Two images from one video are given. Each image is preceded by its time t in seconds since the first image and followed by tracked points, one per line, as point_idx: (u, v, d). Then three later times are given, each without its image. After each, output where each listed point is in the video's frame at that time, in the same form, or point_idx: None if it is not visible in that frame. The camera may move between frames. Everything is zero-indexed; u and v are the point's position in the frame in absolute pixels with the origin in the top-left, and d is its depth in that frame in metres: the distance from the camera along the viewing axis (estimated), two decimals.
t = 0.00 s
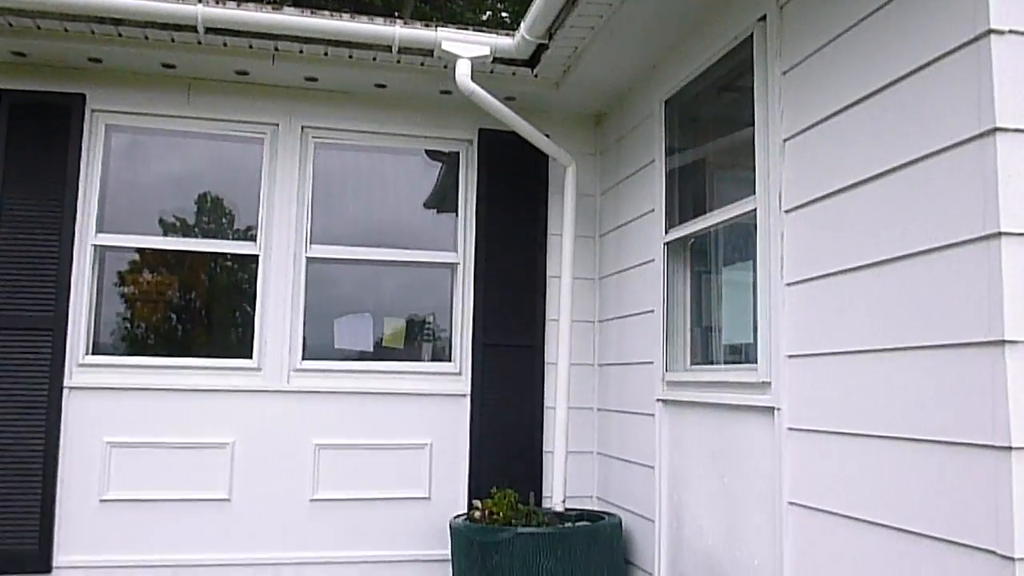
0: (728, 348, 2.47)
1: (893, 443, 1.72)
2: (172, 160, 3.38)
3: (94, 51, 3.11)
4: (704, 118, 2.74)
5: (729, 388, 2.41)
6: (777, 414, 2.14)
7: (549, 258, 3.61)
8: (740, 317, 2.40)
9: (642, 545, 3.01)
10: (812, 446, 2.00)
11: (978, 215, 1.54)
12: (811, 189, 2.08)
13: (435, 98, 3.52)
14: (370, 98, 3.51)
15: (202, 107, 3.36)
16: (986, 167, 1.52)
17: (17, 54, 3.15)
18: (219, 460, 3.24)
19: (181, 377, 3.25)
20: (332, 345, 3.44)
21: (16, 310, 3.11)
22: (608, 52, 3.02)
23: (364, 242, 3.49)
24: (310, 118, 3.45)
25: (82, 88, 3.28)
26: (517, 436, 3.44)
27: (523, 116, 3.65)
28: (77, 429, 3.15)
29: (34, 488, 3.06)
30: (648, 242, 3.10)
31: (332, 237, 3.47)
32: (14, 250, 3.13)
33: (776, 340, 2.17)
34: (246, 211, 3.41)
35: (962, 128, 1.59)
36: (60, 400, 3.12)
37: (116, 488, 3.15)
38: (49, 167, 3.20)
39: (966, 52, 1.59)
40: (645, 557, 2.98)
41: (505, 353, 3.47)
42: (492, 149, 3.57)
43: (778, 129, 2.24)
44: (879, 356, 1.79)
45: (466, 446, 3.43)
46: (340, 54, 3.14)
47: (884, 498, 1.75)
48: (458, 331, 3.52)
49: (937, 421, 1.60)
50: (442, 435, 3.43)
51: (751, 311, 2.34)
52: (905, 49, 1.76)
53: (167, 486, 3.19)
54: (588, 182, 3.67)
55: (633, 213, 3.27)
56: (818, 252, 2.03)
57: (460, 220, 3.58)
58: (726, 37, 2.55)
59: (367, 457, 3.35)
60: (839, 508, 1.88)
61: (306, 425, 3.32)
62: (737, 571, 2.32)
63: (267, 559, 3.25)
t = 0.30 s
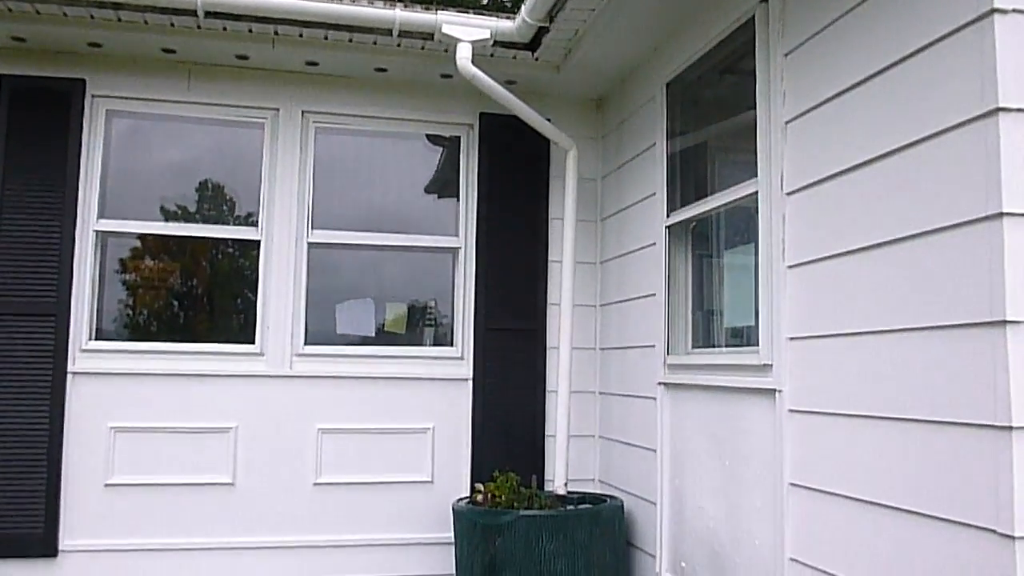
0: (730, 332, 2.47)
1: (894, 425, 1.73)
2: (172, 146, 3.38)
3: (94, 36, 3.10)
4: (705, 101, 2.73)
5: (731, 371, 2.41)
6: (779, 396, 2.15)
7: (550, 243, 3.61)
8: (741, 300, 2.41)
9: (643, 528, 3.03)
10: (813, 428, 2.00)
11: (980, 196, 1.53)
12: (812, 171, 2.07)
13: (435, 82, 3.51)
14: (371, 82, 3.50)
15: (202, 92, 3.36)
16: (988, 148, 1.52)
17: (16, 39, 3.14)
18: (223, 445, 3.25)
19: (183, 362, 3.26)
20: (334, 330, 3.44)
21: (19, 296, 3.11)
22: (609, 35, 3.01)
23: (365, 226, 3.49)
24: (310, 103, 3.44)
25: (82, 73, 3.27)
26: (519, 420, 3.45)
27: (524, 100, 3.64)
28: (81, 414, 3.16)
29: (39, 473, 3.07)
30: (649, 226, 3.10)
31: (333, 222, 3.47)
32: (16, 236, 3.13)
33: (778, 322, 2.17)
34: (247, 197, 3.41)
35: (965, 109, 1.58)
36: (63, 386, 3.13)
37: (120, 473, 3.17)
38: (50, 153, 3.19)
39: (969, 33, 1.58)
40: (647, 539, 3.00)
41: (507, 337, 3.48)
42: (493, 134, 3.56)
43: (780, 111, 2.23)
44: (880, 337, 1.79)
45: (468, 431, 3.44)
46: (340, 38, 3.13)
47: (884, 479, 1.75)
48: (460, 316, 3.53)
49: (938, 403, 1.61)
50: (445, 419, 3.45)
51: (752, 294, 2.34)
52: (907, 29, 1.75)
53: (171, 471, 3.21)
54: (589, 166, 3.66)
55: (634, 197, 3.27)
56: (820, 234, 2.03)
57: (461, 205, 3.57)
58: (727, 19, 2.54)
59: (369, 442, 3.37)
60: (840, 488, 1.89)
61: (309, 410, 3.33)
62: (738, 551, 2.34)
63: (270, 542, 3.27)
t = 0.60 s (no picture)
0: (730, 316, 2.47)
1: (893, 408, 1.73)
2: (172, 130, 3.37)
3: (92, 20, 3.08)
4: (706, 85, 2.72)
5: (730, 355, 2.42)
6: (778, 379, 2.15)
7: (551, 227, 3.60)
8: (741, 284, 2.41)
9: (643, 511, 3.04)
10: (813, 411, 2.01)
11: (981, 178, 1.53)
12: (814, 154, 2.07)
13: (435, 65, 3.50)
14: (371, 66, 3.49)
15: (202, 76, 3.35)
16: (990, 130, 1.52)
17: (14, 23, 3.12)
18: (224, 429, 3.26)
19: (184, 347, 3.27)
20: (335, 314, 3.45)
21: (20, 280, 3.11)
22: (609, 18, 3.00)
23: (366, 211, 3.49)
24: (310, 86, 3.43)
25: (81, 57, 3.26)
26: (519, 404, 3.46)
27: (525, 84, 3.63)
28: (82, 399, 3.17)
29: (41, 457, 3.09)
30: (650, 211, 3.09)
31: (333, 207, 3.46)
32: (16, 220, 3.13)
33: (778, 306, 2.17)
34: (247, 181, 3.40)
35: (967, 92, 1.58)
36: (65, 370, 3.14)
37: (122, 457, 3.18)
38: (49, 137, 3.18)
39: (972, 14, 1.57)
40: (646, 522, 3.02)
41: (507, 321, 3.48)
42: (493, 118, 3.54)
43: (782, 94, 2.22)
44: (880, 321, 1.79)
45: (469, 415, 3.45)
46: (340, 21, 3.13)
47: (883, 462, 1.76)
48: (460, 300, 3.53)
49: (938, 386, 1.61)
50: (445, 404, 3.46)
51: (752, 278, 2.34)
52: (910, 11, 1.74)
53: (172, 454, 3.22)
54: (590, 151, 3.66)
55: (635, 181, 3.26)
56: (820, 217, 2.02)
57: (462, 190, 3.57)
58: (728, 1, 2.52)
59: (370, 426, 3.38)
60: (839, 471, 1.89)
61: (310, 394, 3.34)
62: (737, 534, 2.35)
63: (272, 525, 3.28)
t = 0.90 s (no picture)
0: (728, 299, 2.46)
1: (891, 389, 1.73)
2: (167, 111, 3.34)
3: None
4: (705, 66, 2.70)
5: (729, 338, 2.41)
6: (777, 361, 2.15)
7: (549, 210, 3.59)
8: (740, 266, 2.40)
9: (641, 493, 3.04)
10: (811, 393, 2.00)
11: (982, 157, 1.52)
12: (814, 134, 2.05)
13: (433, 46, 3.47)
14: (368, 48, 3.46)
15: (197, 57, 3.32)
16: (991, 108, 1.50)
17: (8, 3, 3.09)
18: (222, 412, 3.26)
19: (182, 330, 3.26)
20: (332, 298, 3.44)
21: (16, 263, 3.10)
22: None
23: (363, 194, 3.47)
24: (306, 68, 3.41)
25: (75, 37, 3.23)
26: (517, 388, 3.46)
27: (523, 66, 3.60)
28: (79, 382, 3.17)
29: (39, 440, 3.08)
30: (648, 193, 3.08)
31: (330, 189, 3.45)
32: (12, 203, 3.11)
33: (777, 288, 2.16)
34: (243, 163, 3.38)
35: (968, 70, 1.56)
36: (62, 353, 3.13)
37: (119, 440, 3.18)
38: (44, 118, 3.16)
39: None
40: (644, 505, 3.02)
41: (505, 304, 3.47)
42: (491, 100, 3.52)
43: (782, 74, 2.20)
44: (879, 302, 1.78)
45: (467, 398, 3.45)
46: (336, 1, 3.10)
47: (881, 443, 1.75)
48: (458, 283, 3.52)
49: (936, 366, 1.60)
50: (443, 387, 3.45)
51: (751, 260, 2.33)
52: None
53: (170, 437, 3.21)
54: (589, 133, 3.63)
55: (634, 164, 3.24)
56: (820, 198, 2.01)
57: (460, 172, 3.55)
58: None
59: (368, 409, 3.38)
60: (837, 452, 1.89)
61: (307, 377, 3.34)
62: (734, 516, 2.35)
63: (270, 508, 3.28)
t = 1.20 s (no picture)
0: (725, 282, 2.47)
1: (887, 371, 1.73)
2: (163, 94, 3.32)
3: None
4: (703, 48, 2.69)
5: (725, 320, 2.41)
6: (773, 344, 2.15)
7: (547, 194, 3.58)
8: (736, 249, 2.40)
9: (637, 476, 3.06)
10: (807, 374, 2.01)
11: (978, 138, 1.52)
12: (811, 116, 2.05)
13: (430, 29, 3.45)
14: (364, 30, 3.44)
15: (193, 38, 3.30)
16: (988, 88, 1.50)
17: None
18: (220, 394, 3.27)
19: (179, 313, 3.26)
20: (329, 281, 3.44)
21: (12, 246, 3.09)
22: None
23: (360, 177, 3.46)
24: (303, 50, 3.39)
25: (71, 18, 3.21)
26: (514, 371, 3.47)
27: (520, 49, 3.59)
28: (77, 365, 3.17)
29: (37, 422, 3.09)
30: (646, 177, 3.08)
31: (327, 172, 3.44)
32: (8, 185, 3.10)
33: (773, 270, 2.16)
34: (240, 146, 3.37)
35: (966, 50, 1.56)
36: (59, 336, 3.13)
37: (117, 423, 3.19)
38: (40, 100, 3.14)
39: None
40: (640, 487, 3.03)
41: (502, 287, 3.48)
42: (489, 83, 3.51)
43: (779, 56, 2.20)
44: (875, 283, 1.78)
45: (464, 382, 3.46)
46: None
47: (876, 424, 1.76)
48: (455, 266, 3.52)
49: (932, 347, 1.61)
50: (440, 370, 3.46)
51: (747, 244, 2.33)
52: None
53: (168, 420, 3.22)
54: (587, 116, 3.62)
55: (631, 147, 3.23)
56: (817, 181, 2.01)
57: (457, 155, 3.54)
58: None
59: (365, 392, 3.38)
60: (832, 434, 1.90)
61: (305, 360, 3.34)
62: (730, 497, 2.36)
63: (268, 490, 3.30)
